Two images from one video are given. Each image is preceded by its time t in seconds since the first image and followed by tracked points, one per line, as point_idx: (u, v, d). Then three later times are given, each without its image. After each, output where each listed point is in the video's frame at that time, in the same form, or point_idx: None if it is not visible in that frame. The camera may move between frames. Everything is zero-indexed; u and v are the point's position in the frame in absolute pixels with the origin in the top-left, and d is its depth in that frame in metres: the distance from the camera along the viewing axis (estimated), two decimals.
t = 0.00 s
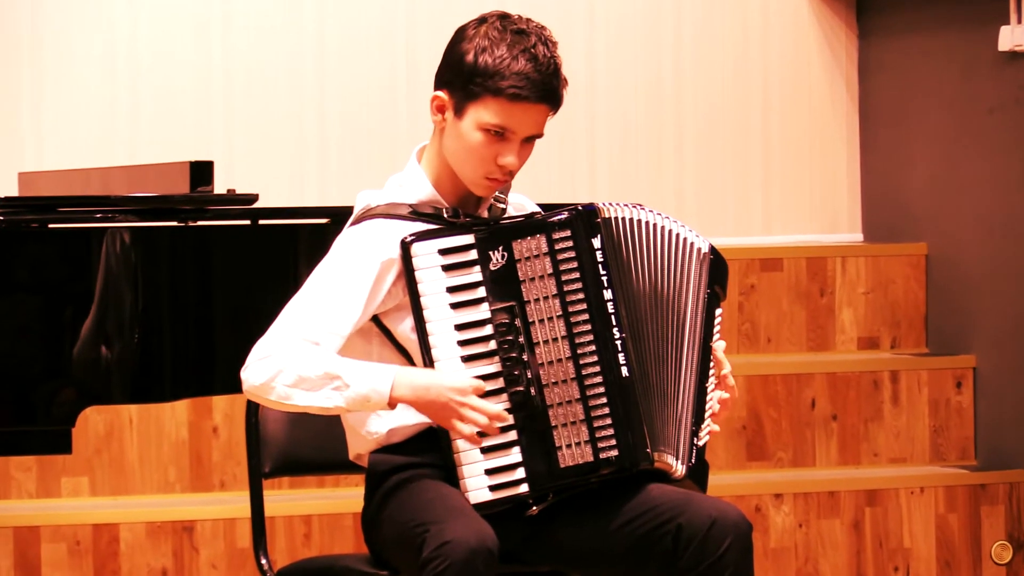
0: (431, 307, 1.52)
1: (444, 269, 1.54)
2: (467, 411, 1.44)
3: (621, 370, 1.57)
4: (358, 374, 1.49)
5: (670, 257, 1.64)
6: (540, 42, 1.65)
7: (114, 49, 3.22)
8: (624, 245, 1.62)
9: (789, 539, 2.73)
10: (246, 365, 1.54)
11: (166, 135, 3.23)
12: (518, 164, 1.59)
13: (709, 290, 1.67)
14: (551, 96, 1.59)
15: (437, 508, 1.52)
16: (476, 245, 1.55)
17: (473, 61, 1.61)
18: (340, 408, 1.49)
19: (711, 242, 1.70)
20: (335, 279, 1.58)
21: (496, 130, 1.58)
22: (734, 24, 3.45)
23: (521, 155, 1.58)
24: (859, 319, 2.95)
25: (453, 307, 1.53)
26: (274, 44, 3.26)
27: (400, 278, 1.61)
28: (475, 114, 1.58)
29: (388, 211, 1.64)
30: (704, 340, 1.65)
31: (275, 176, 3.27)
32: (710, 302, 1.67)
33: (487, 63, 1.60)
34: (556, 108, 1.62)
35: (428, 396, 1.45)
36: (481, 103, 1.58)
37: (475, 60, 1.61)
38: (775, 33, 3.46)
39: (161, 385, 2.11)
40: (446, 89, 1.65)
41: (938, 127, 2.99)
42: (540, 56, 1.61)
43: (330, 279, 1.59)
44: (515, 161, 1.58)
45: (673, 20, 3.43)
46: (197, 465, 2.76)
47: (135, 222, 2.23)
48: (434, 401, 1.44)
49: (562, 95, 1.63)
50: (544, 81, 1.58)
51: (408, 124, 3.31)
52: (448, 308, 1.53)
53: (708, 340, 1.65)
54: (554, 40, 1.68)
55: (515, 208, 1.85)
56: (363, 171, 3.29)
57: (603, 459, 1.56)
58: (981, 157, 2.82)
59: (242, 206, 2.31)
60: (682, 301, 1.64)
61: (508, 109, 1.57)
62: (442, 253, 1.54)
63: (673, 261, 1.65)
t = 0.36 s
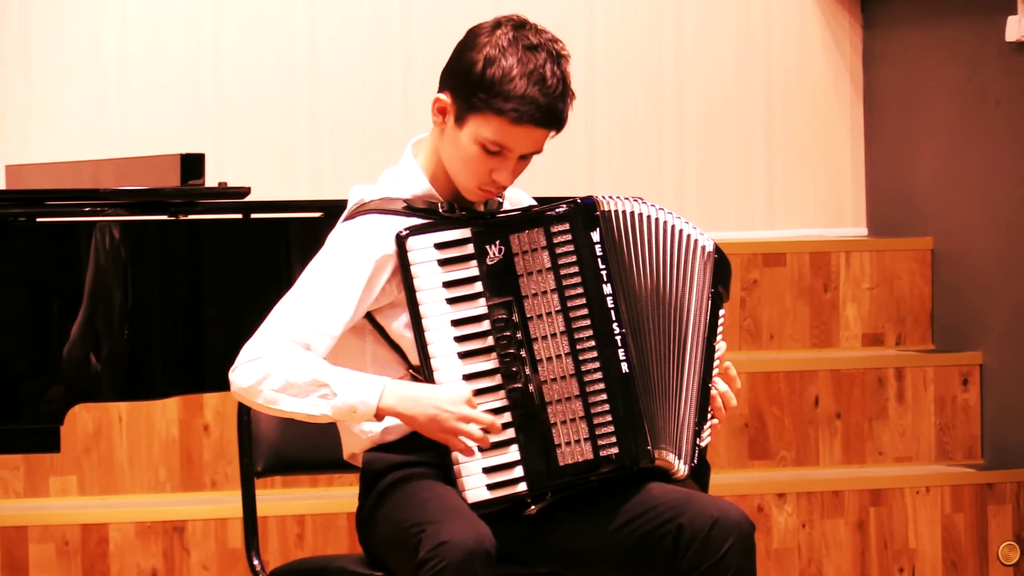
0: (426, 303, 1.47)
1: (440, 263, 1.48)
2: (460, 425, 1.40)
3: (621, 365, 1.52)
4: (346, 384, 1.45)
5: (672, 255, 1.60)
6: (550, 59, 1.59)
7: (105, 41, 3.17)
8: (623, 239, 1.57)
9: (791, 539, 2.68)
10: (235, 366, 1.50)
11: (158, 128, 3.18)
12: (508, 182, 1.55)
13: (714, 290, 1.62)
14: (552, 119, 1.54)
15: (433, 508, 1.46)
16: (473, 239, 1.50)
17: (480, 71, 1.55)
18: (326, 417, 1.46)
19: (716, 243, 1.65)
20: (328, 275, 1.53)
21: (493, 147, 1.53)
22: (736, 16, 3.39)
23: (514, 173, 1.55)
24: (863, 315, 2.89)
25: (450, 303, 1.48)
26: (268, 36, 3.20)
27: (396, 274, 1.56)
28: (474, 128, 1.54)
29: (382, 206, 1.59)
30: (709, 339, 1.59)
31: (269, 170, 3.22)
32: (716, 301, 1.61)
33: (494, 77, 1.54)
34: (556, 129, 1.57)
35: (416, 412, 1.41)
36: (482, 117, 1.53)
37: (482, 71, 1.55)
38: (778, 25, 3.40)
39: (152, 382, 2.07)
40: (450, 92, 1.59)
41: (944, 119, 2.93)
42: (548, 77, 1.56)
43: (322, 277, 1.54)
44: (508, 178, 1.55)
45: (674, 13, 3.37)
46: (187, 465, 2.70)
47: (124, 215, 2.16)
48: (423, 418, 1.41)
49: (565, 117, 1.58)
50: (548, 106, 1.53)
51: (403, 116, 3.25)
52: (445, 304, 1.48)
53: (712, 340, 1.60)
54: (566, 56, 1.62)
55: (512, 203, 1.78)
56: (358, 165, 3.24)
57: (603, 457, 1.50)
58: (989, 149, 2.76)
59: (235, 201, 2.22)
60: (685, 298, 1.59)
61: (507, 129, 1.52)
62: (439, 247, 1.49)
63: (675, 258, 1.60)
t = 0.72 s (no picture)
0: (421, 303, 1.42)
1: (436, 262, 1.43)
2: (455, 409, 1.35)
3: (620, 367, 1.47)
4: (340, 369, 1.41)
5: (679, 256, 1.55)
6: (543, 49, 1.53)
7: (98, 37, 3.12)
8: (625, 238, 1.52)
9: (796, 544, 2.63)
10: (222, 349, 1.44)
11: (151, 125, 3.13)
12: (504, 176, 1.49)
13: (723, 295, 1.57)
14: (547, 110, 1.49)
15: (431, 512, 1.41)
16: (470, 237, 1.44)
17: (471, 62, 1.50)
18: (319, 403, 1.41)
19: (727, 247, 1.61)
20: (315, 272, 1.47)
21: (486, 139, 1.47)
22: (739, 10, 3.34)
23: (510, 167, 1.48)
24: (869, 315, 2.82)
25: (446, 302, 1.42)
26: (264, 31, 3.15)
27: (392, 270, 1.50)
28: (466, 120, 1.48)
29: (380, 198, 1.54)
30: (715, 345, 1.55)
31: (264, 168, 3.16)
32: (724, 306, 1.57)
33: (484, 67, 1.49)
34: (552, 121, 1.51)
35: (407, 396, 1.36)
36: (473, 109, 1.48)
37: (472, 61, 1.50)
38: (781, 19, 3.34)
39: (143, 384, 2.02)
40: (442, 85, 1.54)
41: (952, 115, 2.88)
42: (540, 66, 1.50)
43: (315, 270, 1.48)
44: (503, 172, 1.48)
45: (676, 8, 3.32)
46: (180, 468, 2.65)
47: (115, 214, 2.11)
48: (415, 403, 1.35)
49: (560, 108, 1.52)
50: (541, 96, 1.47)
51: (400, 112, 3.20)
52: (441, 303, 1.42)
53: (720, 345, 1.56)
54: (560, 46, 1.57)
55: (513, 199, 1.73)
56: (354, 163, 3.18)
57: (601, 460, 1.45)
58: (997, 145, 2.70)
59: (228, 199, 2.20)
60: (691, 301, 1.54)
61: (499, 120, 1.46)
62: (434, 245, 1.43)
63: (681, 260, 1.55)
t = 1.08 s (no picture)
0: (420, 296, 1.36)
1: (436, 254, 1.37)
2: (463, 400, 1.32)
3: (622, 366, 1.42)
4: (354, 340, 1.36)
5: (689, 259, 1.50)
6: (550, 31, 1.48)
7: (89, 31, 3.07)
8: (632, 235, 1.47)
9: (800, 547, 2.58)
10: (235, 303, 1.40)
11: (144, 120, 3.08)
12: (506, 160, 1.42)
13: (734, 304, 1.50)
14: (552, 92, 1.43)
15: (423, 513, 1.36)
16: (472, 230, 1.38)
17: (475, 43, 1.46)
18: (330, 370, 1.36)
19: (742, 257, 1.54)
20: (311, 250, 1.43)
21: (489, 120, 1.41)
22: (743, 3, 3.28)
23: (511, 151, 1.42)
24: (875, 314, 2.77)
25: (446, 296, 1.37)
26: (259, 24, 3.10)
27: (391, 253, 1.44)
28: (468, 100, 1.43)
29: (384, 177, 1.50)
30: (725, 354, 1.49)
31: (259, 163, 3.11)
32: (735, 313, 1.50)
33: (490, 47, 1.44)
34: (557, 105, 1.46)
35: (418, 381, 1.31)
36: (476, 88, 1.42)
37: (476, 42, 1.45)
38: (785, 12, 3.29)
39: (134, 386, 1.99)
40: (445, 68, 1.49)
41: (959, 109, 2.82)
42: (546, 48, 1.45)
43: (319, 241, 1.43)
44: (504, 156, 1.42)
45: None
46: (171, 470, 2.59)
47: (107, 211, 2.10)
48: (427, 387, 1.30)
49: (565, 92, 1.47)
50: (546, 75, 1.42)
51: (397, 107, 3.14)
52: (440, 297, 1.37)
53: (731, 353, 1.49)
54: (567, 33, 1.52)
55: (515, 192, 1.68)
56: (349, 159, 3.13)
57: (600, 461, 1.40)
58: (1006, 139, 2.64)
59: (220, 194, 2.17)
60: (700, 304, 1.48)
61: (503, 99, 1.41)
62: (435, 236, 1.37)
63: (692, 263, 1.50)
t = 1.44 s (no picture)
0: (415, 296, 1.34)
1: (432, 253, 1.35)
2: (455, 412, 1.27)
3: (622, 363, 1.38)
4: (333, 368, 1.30)
5: (698, 256, 1.47)
6: (556, 37, 1.44)
7: (84, 23, 3.01)
8: (634, 230, 1.44)
9: (808, 548, 2.53)
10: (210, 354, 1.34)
11: (140, 113, 3.03)
12: (507, 168, 1.38)
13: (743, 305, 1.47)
14: (555, 101, 1.39)
15: (423, 514, 1.31)
16: (467, 227, 1.36)
17: (479, 48, 1.42)
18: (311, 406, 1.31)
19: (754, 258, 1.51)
20: (291, 279, 1.37)
21: (491, 127, 1.38)
22: None
23: (513, 159, 1.38)
24: (885, 310, 2.71)
25: (442, 296, 1.34)
26: (257, 15, 3.05)
27: (382, 260, 1.41)
28: (470, 106, 1.39)
29: (371, 191, 1.45)
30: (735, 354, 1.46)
31: (257, 157, 3.06)
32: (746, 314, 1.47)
33: (495, 53, 1.40)
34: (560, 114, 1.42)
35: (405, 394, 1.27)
36: (479, 95, 1.38)
37: (480, 47, 1.41)
38: (792, 4, 3.24)
39: (129, 385, 1.94)
40: (448, 71, 1.45)
41: (971, 101, 2.77)
42: (552, 55, 1.41)
43: (301, 266, 1.38)
44: (505, 164, 1.38)
45: None
46: (167, 470, 2.54)
47: (101, 205, 2.05)
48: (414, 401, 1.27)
49: (569, 101, 1.43)
50: (551, 85, 1.38)
51: (397, 100, 3.09)
52: (436, 297, 1.34)
53: (740, 354, 1.46)
54: (574, 38, 1.48)
55: (511, 190, 1.63)
56: (349, 153, 3.08)
57: (603, 460, 1.37)
58: (1019, 131, 2.59)
59: (217, 188, 2.11)
60: (709, 302, 1.46)
61: (506, 107, 1.37)
62: (430, 236, 1.36)
63: (700, 261, 1.47)
